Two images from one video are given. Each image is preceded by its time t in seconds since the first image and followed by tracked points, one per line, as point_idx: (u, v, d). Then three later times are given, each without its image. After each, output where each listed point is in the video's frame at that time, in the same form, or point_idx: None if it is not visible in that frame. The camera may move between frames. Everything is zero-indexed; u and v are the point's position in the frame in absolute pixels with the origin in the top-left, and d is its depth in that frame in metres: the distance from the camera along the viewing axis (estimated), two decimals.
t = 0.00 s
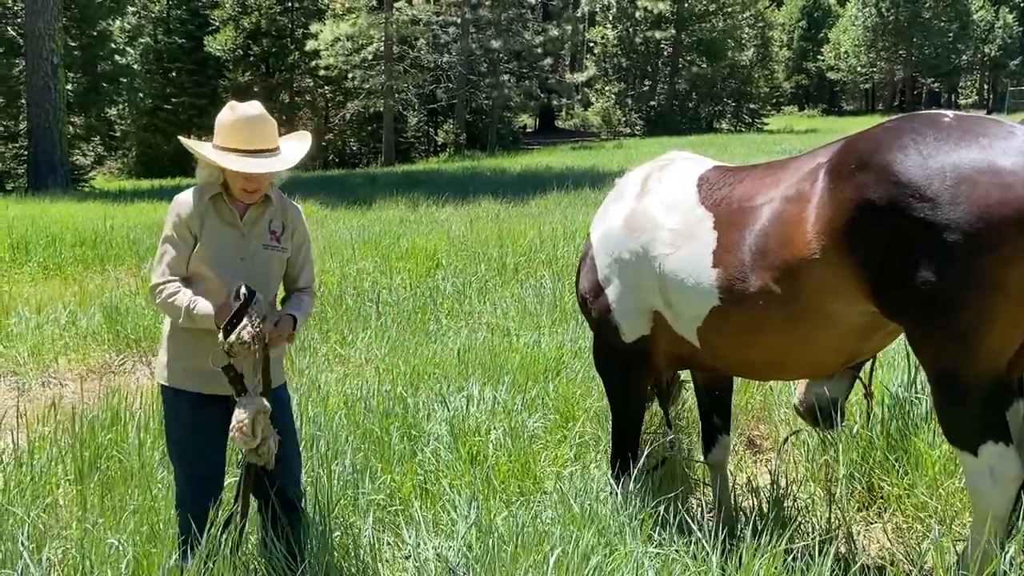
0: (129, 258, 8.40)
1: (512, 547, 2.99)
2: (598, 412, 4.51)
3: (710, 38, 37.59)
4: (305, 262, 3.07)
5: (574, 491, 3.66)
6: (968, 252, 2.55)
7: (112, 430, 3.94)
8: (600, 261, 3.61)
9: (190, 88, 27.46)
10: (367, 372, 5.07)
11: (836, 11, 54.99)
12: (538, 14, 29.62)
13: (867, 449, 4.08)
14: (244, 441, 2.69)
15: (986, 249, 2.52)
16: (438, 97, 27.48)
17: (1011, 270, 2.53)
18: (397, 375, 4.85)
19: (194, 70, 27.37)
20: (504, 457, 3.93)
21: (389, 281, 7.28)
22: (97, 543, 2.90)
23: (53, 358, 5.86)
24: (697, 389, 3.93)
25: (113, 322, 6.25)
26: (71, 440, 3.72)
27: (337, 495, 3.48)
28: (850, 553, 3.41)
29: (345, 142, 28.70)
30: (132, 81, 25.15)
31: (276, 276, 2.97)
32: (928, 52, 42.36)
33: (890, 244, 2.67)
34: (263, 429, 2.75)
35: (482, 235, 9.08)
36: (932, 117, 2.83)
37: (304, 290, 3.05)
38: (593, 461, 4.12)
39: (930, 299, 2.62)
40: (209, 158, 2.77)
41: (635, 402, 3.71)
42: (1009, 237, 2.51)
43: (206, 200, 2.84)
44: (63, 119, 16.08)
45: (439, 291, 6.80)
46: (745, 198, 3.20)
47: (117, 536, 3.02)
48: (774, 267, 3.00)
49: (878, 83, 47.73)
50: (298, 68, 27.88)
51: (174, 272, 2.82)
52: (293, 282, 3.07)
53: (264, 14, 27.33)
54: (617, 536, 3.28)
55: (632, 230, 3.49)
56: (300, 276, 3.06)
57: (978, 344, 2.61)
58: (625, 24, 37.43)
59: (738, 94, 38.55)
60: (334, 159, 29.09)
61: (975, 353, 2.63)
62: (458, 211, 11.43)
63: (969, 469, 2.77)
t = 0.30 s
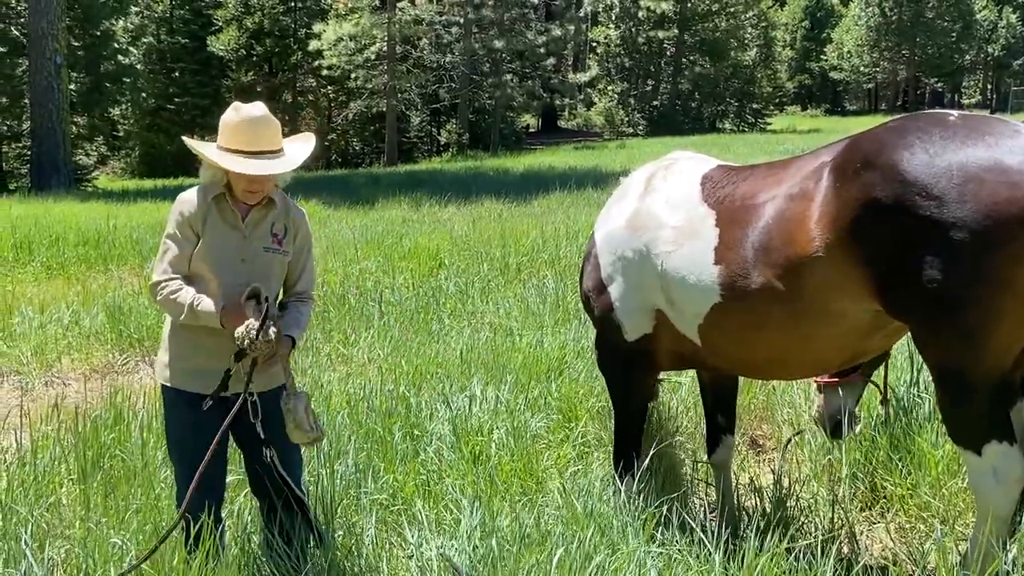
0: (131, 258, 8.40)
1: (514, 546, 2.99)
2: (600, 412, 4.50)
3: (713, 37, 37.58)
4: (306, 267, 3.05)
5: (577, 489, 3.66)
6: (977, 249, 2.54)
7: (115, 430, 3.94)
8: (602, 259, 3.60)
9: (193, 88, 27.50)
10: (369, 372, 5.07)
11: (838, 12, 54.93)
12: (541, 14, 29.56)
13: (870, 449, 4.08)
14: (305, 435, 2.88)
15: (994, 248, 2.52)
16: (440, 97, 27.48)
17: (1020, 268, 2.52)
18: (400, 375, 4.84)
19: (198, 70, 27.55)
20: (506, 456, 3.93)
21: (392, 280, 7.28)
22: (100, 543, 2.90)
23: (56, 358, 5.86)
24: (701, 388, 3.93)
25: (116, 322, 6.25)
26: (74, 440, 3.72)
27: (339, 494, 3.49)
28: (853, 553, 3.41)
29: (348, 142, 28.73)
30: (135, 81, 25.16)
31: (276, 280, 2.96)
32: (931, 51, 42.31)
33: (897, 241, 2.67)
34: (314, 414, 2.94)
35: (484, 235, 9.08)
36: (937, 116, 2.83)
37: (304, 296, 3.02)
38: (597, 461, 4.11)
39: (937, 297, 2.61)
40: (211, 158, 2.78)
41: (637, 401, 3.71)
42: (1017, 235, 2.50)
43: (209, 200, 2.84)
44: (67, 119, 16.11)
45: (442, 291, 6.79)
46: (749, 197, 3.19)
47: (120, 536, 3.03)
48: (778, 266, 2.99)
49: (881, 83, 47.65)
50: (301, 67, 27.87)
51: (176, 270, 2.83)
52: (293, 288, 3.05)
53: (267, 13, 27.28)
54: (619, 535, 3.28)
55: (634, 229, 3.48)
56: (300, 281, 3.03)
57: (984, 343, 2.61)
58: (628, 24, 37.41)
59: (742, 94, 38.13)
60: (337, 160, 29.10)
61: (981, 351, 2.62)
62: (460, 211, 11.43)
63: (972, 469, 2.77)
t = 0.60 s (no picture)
0: (134, 257, 8.42)
1: (516, 545, 2.99)
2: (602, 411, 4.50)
3: (714, 37, 37.70)
4: (307, 273, 3.03)
5: (578, 489, 3.65)
6: (976, 249, 2.54)
7: (117, 428, 3.95)
8: (606, 258, 3.60)
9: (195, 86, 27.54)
10: (371, 371, 5.08)
11: (840, 11, 54.89)
12: (543, 14, 29.57)
13: (872, 447, 4.06)
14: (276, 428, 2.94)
15: (994, 246, 2.52)
16: (443, 96, 27.50)
17: (1019, 267, 2.51)
18: (402, 374, 4.85)
19: (199, 69, 27.59)
20: (508, 455, 3.93)
21: (394, 279, 7.29)
22: (102, 541, 2.90)
23: (59, 356, 5.87)
24: (703, 388, 3.92)
25: (119, 321, 6.27)
26: (76, 436, 3.72)
27: (340, 493, 3.49)
28: (855, 551, 3.40)
29: (350, 142, 28.75)
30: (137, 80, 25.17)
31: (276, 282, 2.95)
32: (933, 50, 42.27)
33: (897, 240, 2.67)
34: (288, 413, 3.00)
35: (486, 234, 9.09)
36: (937, 115, 2.82)
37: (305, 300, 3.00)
38: (598, 459, 4.11)
39: (937, 296, 2.61)
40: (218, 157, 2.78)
41: (640, 401, 3.71)
42: (1016, 235, 2.50)
43: (214, 198, 2.85)
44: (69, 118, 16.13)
45: (444, 290, 6.80)
46: (751, 196, 3.20)
47: (122, 534, 3.03)
48: (781, 265, 2.99)
49: (884, 82, 47.60)
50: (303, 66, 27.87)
51: (178, 264, 2.83)
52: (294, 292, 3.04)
53: (269, 12, 27.22)
54: (620, 535, 3.28)
55: (639, 228, 3.48)
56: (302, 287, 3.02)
57: (983, 343, 2.61)
58: (630, 23, 37.36)
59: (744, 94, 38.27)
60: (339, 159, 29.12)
61: (981, 349, 2.62)
62: (463, 210, 11.44)
63: (974, 468, 2.76)
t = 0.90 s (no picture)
0: (135, 255, 8.42)
1: (516, 543, 2.99)
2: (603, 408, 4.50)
3: (715, 35, 37.66)
4: (308, 269, 3.04)
5: (579, 487, 3.65)
6: (977, 247, 2.53)
7: (119, 426, 3.96)
8: (607, 257, 3.59)
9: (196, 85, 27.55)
10: (371, 369, 5.08)
11: (842, 9, 54.83)
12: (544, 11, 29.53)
13: (874, 446, 4.06)
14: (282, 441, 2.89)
15: (995, 243, 2.51)
16: (444, 94, 27.46)
17: (1020, 265, 2.51)
18: (403, 373, 4.84)
19: (201, 68, 27.62)
20: (509, 453, 3.92)
21: (396, 278, 7.28)
22: (103, 539, 2.92)
23: (60, 355, 5.88)
24: (703, 387, 3.92)
25: (119, 318, 6.27)
26: (77, 435, 3.73)
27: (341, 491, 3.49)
28: (856, 549, 3.41)
29: (351, 140, 28.76)
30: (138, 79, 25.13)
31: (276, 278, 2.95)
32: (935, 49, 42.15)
33: (898, 239, 2.66)
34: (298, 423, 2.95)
35: (487, 233, 9.08)
36: (938, 114, 2.82)
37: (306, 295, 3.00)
38: (598, 457, 4.12)
39: (938, 294, 2.61)
40: (221, 150, 2.77)
41: (641, 400, 3.70)
42: (1017, 233, 2.49)
43: (215, 191, 2.85)
44: (70, 116, 16.13)
45: (445, 288, 6.80)
46: (752, 193, 3.19)
47: (123, 532, 3.04)
48: (782, 262, 2.98)
49: (885, 80, 47.48)
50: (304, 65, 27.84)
51: (180, 257, 2.82)
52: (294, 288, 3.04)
53: (270, 11, 27.22)
54: (621, 533, 3.28)
55: (641, 226, 3.47)
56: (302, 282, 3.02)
57: (984, 340, 2.60)
58: (631, 22, 37.30)
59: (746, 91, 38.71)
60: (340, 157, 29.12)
61: (982, 347, 2.61)
62: (464, 209, 11.42)
63: (975, 465, 2.76)
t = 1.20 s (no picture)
0: (135, 254, 8.42)
1: (516, 541, 3.00)
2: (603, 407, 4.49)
3: (715, 33, 37.62)
4: (305, 268, 3.05)
5: (579, 486, 3.65)
6: (978, 246, 2.53)
7: (119, 424, 3.95)
8: (607, 255, 3.59)
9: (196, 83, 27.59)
10: (371, 368, 5.07)
11: (842, 7, 54.84)
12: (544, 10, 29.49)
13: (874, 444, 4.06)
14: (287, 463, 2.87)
15: (995, 241, 2.51)
16: (444, 92, 27.45)
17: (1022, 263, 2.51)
18: (403, 371, 4.84)
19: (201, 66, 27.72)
20: (509, 452, 3.92)
21: (396, 276, 7.28)
22: (103, 538, 2.92)
23: (60, 353, 5.88)
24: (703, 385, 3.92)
25: (119, 317, 6.27)
26: (78, 434, 3.73)
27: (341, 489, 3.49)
28: (857, 548, 3.41)
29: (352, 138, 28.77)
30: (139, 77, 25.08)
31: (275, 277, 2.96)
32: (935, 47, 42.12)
33: (898, 237, 2.66)
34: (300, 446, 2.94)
35: (487, 231, 9.08)
36: (939, 112, 2.81)
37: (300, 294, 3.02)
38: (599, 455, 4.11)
39: (939, 292, 2.60)
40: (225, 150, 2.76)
41: (641, 398, 3.71)
42: (1018, 232, 2.49)
43: (218, 189, 2.84)
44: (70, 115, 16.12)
45: (445, 287, 6.80)
46: (753, 191, 3.19)
47: (123, 530, 3.04)
48: (783, 260, 2.98)
49: (885, 79, 47.48)
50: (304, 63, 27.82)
51: (183, 256, 2.82)
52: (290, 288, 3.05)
53: (270, 8, 27.21)
54: (621, 531, 3.28)
55: (641, 225, 3.46)
56: (298, 282, 3.03)
57: (984, 339, 2.60)
58: (632, 20, 37.29)
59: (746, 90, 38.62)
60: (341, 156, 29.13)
61: (982, 346, 2.61)
62: (464, 206, 11.42)
63: (975, 464, 2.76)
